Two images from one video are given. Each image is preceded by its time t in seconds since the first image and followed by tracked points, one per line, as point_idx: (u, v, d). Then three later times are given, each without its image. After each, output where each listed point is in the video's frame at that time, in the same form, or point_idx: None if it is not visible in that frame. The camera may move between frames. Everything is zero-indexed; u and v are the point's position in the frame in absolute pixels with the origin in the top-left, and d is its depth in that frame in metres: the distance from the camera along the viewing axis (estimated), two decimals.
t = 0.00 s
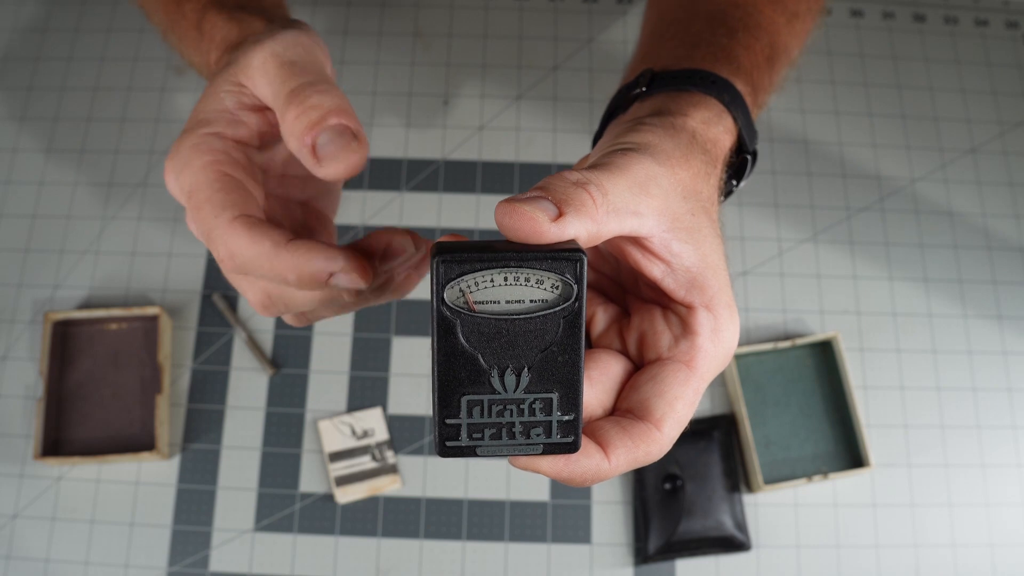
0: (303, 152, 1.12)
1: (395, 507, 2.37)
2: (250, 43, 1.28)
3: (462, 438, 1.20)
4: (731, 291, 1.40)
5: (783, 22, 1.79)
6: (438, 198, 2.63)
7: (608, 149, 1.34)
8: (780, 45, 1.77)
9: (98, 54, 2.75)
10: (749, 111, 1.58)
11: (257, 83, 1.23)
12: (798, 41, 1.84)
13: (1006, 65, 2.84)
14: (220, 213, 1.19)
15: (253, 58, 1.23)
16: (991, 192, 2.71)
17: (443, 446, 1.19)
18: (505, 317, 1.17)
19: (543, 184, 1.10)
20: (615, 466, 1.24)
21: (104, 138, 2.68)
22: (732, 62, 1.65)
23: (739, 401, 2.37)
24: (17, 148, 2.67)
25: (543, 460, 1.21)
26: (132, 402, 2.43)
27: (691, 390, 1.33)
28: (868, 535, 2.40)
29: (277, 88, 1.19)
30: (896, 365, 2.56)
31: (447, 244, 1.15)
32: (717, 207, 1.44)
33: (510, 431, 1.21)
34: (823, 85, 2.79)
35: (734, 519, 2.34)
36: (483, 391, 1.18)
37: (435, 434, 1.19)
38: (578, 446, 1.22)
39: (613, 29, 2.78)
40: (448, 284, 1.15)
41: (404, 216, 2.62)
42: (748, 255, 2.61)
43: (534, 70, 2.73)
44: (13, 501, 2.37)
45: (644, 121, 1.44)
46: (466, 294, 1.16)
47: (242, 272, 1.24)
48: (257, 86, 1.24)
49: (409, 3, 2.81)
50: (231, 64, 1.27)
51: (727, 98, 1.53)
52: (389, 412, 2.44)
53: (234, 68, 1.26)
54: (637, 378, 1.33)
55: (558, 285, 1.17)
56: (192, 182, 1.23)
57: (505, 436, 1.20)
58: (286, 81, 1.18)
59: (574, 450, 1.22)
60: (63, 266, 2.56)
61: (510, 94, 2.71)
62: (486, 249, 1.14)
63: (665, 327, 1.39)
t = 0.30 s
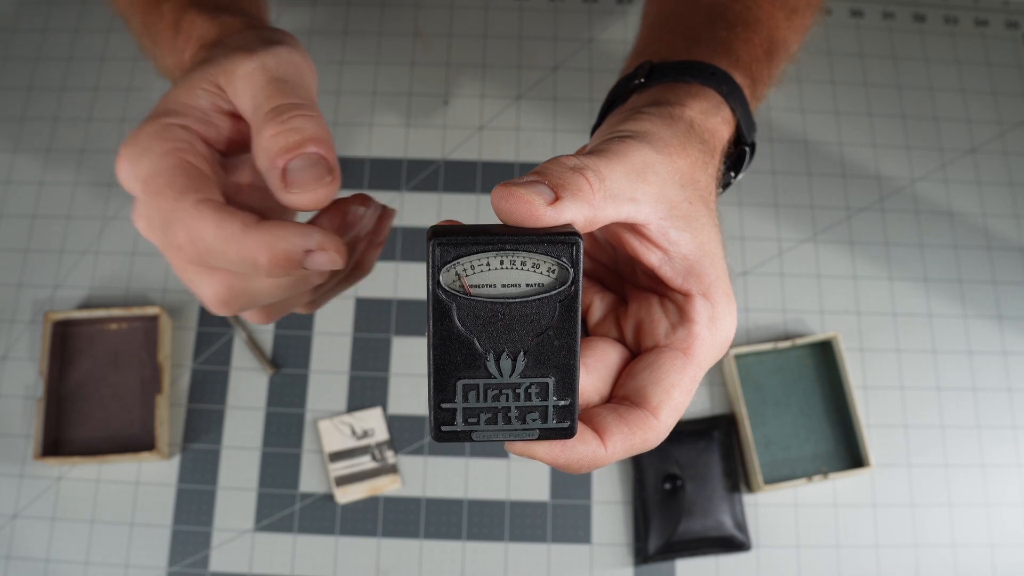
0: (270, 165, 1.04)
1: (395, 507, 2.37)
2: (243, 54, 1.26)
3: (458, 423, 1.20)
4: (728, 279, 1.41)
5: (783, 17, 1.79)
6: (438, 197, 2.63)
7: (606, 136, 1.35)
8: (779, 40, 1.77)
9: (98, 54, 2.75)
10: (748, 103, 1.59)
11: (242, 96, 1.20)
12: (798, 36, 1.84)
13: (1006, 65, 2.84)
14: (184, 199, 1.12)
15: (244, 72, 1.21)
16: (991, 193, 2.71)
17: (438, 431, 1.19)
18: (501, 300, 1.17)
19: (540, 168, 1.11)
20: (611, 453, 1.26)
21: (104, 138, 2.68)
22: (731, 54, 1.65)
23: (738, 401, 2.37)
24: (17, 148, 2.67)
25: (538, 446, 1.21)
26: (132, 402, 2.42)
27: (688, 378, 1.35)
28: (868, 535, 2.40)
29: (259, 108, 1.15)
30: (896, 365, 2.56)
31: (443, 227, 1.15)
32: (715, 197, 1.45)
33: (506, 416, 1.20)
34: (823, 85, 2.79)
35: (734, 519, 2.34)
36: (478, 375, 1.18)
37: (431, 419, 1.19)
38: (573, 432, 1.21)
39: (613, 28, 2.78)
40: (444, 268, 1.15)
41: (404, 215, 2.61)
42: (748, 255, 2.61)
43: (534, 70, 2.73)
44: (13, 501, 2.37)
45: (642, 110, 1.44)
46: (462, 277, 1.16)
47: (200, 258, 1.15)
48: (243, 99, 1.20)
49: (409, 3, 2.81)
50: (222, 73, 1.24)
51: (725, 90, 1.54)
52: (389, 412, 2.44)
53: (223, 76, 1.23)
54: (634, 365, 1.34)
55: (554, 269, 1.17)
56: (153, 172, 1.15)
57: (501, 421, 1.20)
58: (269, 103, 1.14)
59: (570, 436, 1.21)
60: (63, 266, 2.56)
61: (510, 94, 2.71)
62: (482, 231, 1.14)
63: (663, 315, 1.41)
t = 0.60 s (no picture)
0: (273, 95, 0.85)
1: (395, 507, 2.37)
2: None
3: (459, 418, 1.20)
4: (728, 273, 1.41)
5: (783, 14, 1.78)
6: (438, 197, 2.63)
7: (606, 131, 1.35)
8: (779, 36, 1.77)
9: (98, 54, 2.75)
10: (748, 99, 1.58)
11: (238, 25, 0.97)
12: (798, 32, 1.83)
13: (1006, 65, 2.84)
14: (176, 105, 0.86)
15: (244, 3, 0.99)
16: (991, 193, 2.71)
17: (439, 425, 1.19)
18: (501, 295, 1.17)
19: (540, 163, 1.11)
20: (612, 447, 1.26)
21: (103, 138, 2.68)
22: (731, 49, 1.65)
23: (739, 400, 2.37)
24: (17, 148, 2.67)
25: (539, 441, 1.21)
26: (132, 402, 2.42)
27: (688, 372, 1.35)
28: (868, 534, 2.40)
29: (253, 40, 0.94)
30: (896, 365, 2.56)
31: (444, 222, 1.15)
32: (714, 191, 1.45)
33: (507, 411, 1.20)
34: (823, 85, 2.79)
35: (734, 519, 2.34)
36: (479, 369, 1.18)
37: (432, 414, 1.19)
38: (574, 427, 1.21)
39: (613, 27, 2.78)
40: (444, 263, 1.15)
41: (404, 215, 2.62)
42: (748, 255, 2.61)
43: (534, 70, 2.73)
44: (13, 501, 2.37)
45: (642, 105, 1.44)
46: (462, 272, 1.17)
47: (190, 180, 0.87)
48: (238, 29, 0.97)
49: (409, 4, 2.81)
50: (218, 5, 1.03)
51: (725, 85, 1.53)
52: (389, 412, 2.44)
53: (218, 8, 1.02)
54: (634, 360, 1.35)
55: (553, 264, 1.17)
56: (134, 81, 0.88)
57: (502, 416, 1.20)
58: (266, 35, 0.93)
59: (570, 431, 1.22)
60: (63, 266, 2.56)
61: (510, 94, 2.71)
62: (482, 226, 1.14)
63: (663, 309, 1.41)
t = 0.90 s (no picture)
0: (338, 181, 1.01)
1: (395, 507, 2.37)
2: (274, 63, 1.14)
3: (470, 424, 1.21)
4: (733, 278, 1.42)
5: (783, 15, 1.78)
6: (438, 197, 2.63)
7: (611, 137, 1.35)
8: (781, 39, 1.76)
9: (98, 54, 2.75)
10: (750, 102, 1.58)
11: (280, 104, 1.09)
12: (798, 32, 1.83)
13: (1006, 65, 2.84)
14: (244, 237, 1.03)
15: (283, 80, 1.09)
16: (991, 192, 2.71)
17: (450, 432, 1.19)
18: (512, 302, 1.17)
19: (549, 170, 1.11)
20: (621, 452, 1.28)
21: (104, 138, 2.68)
22: (732, 51, 1.65)
23: (738, 400, 2.37)
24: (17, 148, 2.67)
25: (549, 446, 1.22)
26: (132, 402, 2.42)
27: (695, 377, 1.37)
28: (868, 534, 2.40)
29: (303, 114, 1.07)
30: (896, 364, 2.56)
31: (454, 229, 1.14)
32: (719, 195, 1.45)
33: (517, 416, 1.21)
34: (823, 85, 2.79)
35: (734, 519, 2.34)
36: (490, 376, 1.18)
37: (442, 420, 1.20)
38: (584, 432, 1.23)
39: (613, 28, 2.78)
40: (455, 270, 1.15)
41: (404, 216, 2.62)
42: (748, 255, 2.61)
43: (534, 69, 2.73)
44: (13, 501, 2.37)
45: (645, 110, 1.44)
46: (473, 279, 1.16)
47: (254, 302, 1.06)
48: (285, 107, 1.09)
49: (409, 4, 2.81)
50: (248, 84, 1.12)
51: (727, 88, 1.54)
52: (389, 412, 2.44)
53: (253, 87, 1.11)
54: (641, 365, 1.37)
55: (564, 271, 1.17)
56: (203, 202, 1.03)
57: (512, 422, 1.21)
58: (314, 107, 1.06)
59: (580, 436, 1.23)
60: (63, 266, 2.56)
61: (510, 94, 2.71)
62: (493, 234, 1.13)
63: (669, 314, 1.43)
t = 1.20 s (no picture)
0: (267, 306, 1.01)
1: (395, 507, 2.37)
2: (181, 183, 1.19)
3: (471, 425, 1.22)
4: (730, 273, 1.44)
5: (779, 11, 1.79)
6: (438, 198, 2.63)
7: (609, 133, 1.36)
8: (777, 32, 1.78)
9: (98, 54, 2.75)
10: (746, 95, 1.59)
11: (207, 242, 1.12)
12: (795, 28, 1.83)
13: (1006, 65, 2.84)
14: (192, 395, 1.22)
15: (189, 208, 1.15)
16: (991, 193, 2.71)
17: (453, 433, 1.21)
18: (514, 304, 1.19)
19: (549, 170, 1.12)
20: (620, 450, 1.30)
21: (104, 138, 2.68)
22: (728, 45, 1.66)
23: (739, 400, 2.38)
24: (18, 148, 2.67)
25: (550, 446, 1.24)
26: (132, 402, 2.42)
27: (692, 374, 1.38)
28: (868, 534, 2.40)
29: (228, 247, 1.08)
30: (896, 364, 2.56)
31: (455, 232, 1.15)
32: (715, 188, 1.46)
33: (518, 417, 1.23)
34: (823, 85, 2.79)
35: (734, 519, 2.34)
36: (491, 378, 1.19)
37: (444, 421, 1.21)
38: (585, 431, 1.25)
39: (613, 27, 2.77)
40: (456, 273, 1.16)
41: (404, 216, 2.62)
42: (748, 255, 2.61)
43: (534, 70, 2.74)
44: (13, 501, 2.37)
45: (642, 105, 1.45)
46: (473, 282, 1.17)
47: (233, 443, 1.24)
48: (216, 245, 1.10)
49: (409, 4, 2.81)
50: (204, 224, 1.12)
51: (723, 82, 1.54)
52: (389, 412, 2.44)
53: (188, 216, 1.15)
54: (640, 362, 1.38)
55: (565, 272, 1.19)
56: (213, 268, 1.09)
57: (514, 423, 1.23)
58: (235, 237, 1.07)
59: (581, 435, 1.25)
60: (63, 266, 2.56)
61: (510, 94, 2.71)
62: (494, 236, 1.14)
63: (667, 312, 1.44)
